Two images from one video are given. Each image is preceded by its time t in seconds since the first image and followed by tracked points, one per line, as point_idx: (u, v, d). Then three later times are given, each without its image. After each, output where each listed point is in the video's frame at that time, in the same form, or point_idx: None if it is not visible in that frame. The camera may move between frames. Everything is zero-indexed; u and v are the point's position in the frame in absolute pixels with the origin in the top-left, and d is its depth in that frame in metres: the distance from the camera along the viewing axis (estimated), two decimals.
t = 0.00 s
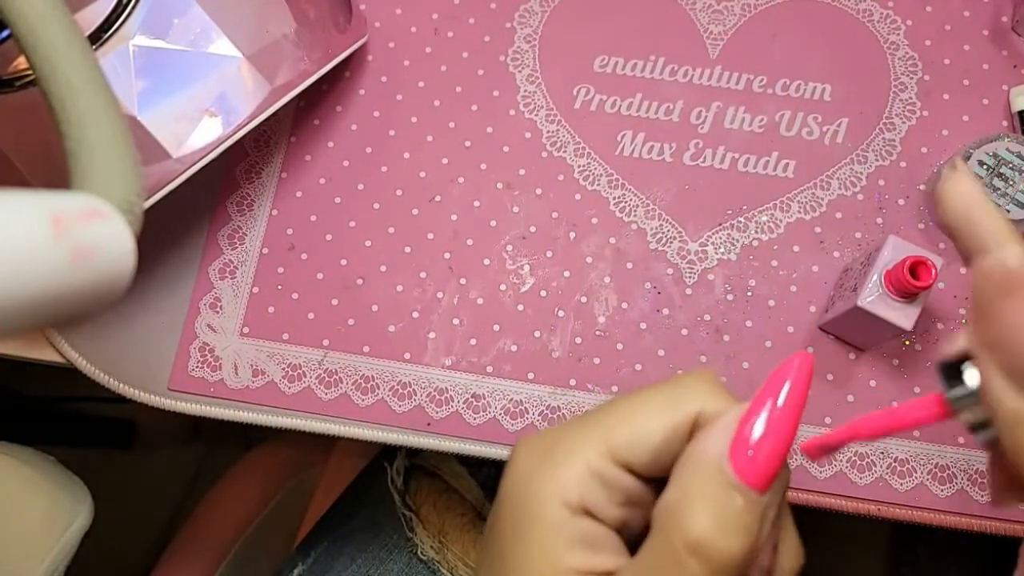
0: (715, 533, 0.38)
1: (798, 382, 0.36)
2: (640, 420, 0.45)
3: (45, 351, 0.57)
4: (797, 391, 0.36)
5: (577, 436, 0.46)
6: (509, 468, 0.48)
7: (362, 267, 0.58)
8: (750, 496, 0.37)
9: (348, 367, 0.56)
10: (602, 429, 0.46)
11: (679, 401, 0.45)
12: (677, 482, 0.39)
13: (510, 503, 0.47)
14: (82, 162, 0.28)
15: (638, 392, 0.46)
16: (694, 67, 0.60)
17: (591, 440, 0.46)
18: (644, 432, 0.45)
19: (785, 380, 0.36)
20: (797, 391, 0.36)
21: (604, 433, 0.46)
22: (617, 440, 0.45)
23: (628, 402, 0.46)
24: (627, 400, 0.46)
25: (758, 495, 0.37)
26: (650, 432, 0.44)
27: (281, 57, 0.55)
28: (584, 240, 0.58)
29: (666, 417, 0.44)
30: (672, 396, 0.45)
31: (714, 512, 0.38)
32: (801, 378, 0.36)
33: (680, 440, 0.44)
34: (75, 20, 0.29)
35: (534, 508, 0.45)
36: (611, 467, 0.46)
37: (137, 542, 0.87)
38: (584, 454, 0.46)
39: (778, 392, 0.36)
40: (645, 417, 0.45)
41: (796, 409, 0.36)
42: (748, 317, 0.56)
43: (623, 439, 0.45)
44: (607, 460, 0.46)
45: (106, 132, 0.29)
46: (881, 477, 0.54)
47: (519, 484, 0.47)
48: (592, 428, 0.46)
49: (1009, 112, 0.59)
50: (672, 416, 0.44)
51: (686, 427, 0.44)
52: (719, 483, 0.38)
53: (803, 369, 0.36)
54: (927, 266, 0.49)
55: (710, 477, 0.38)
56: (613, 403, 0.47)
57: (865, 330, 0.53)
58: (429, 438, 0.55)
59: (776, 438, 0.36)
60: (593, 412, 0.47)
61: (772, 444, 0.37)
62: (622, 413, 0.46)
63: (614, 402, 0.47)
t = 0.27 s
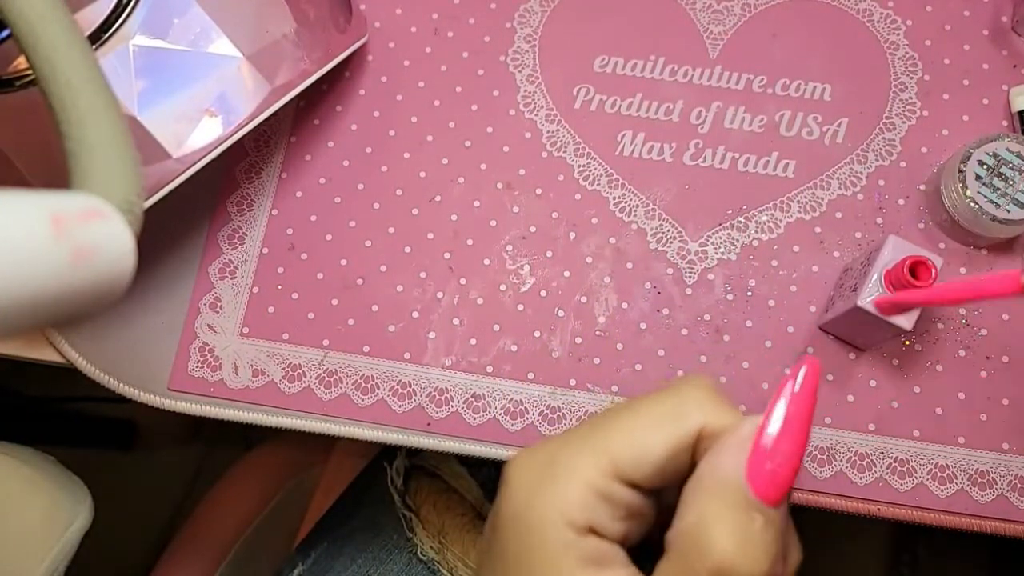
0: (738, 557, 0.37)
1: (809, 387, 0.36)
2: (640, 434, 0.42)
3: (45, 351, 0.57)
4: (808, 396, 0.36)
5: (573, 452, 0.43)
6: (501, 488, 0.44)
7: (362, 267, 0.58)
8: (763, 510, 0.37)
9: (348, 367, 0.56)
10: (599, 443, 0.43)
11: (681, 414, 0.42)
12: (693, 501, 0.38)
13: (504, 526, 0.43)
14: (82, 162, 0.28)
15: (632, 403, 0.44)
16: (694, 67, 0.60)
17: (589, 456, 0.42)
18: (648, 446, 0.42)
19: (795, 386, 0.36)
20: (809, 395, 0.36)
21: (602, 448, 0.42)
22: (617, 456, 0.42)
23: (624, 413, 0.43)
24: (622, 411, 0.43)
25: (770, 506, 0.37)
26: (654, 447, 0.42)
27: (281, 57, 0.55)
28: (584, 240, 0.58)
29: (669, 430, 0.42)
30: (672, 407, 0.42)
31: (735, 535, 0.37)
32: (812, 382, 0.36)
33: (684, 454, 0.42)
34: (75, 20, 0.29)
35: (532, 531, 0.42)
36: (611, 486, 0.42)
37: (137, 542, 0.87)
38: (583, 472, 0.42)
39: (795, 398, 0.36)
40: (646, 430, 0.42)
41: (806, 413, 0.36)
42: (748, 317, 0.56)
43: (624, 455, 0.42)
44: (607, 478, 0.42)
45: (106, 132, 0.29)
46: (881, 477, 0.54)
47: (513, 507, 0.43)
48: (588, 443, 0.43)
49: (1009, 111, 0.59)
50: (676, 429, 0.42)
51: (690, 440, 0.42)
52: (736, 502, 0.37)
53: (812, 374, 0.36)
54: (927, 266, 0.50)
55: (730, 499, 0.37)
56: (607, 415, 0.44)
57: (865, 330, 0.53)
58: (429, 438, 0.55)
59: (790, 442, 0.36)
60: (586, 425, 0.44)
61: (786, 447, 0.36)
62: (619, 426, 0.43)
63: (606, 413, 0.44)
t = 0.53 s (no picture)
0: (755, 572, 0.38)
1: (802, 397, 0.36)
2: (639, 456, 0.42)
3: (45, 351, 0.57)
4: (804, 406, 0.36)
5: (571, 480, 0.42)
6: (500, 521, 0.43)
7: (362, 267, 0.58)
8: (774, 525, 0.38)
9: (348, 366, 0.56)
10: (598, 469, 0.42)
11: (678, 431, 0.42)
12: (705, 520, 0.39)
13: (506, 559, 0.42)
14: (82, 162, 0.28)
15: (625, 422, 0.43)
16: (694, 67, 0.60)
17: (589, 483, 0.42)
18: (650, 471, 0.41)
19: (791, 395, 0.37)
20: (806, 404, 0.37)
21: (602, 473, 0.42)
22: (618, 480, 0.41)
23: (618, 433, 0.43)
24: (616, 432, 0.43)
25: (783, 518, 0.38)
26: (655, 468, 0.41)
27: (281, 56, 0.55)
28: (584, 240, 0.58)
29: (669, 450, 0.41)
30: (669, 426, 0.42)
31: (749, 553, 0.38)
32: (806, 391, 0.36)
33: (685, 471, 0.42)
34: (75, 20, 0.29)
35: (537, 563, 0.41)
36: (614, 510, 0.42)
37: (137, 542, 0.87)
38: (585, 500, 0.41)
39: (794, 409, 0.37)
40: (645, 451, 0.42)
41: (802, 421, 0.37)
42: (748, 317, 0.56)
43: (627, 479, 0.41)
44: (608, 504, 0.42)
45: (106, 132, 0.29)
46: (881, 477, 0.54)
47: (515, 539, 0.42)
48: (586, 468, 0.42)
49: (1009, 111, 0.59)
50: (675, 449, 0.41)
51: (690, 458, 0.42)
52: (748, 520, 0.38)
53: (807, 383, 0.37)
54: (927, 266, 0.49)
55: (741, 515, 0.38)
56: (601, 438, 0.43)
57: (865, 330, 0.53)
58: (429, 438, 0.55)
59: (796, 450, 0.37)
60: (580, 448, 0.43)
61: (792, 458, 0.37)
62: (616, 449, 0.42)
63: (600, 435, 0.43)
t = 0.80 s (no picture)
0: None
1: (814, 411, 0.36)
2: (654, 478, 0.40)
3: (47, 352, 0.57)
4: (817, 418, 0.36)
5: (584, 505, 0.41)
6: (511, 549, 0.42)
7: (362, 267, 0.58)
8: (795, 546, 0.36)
9: (349, 366, 0.56)
10: (611, 493, 0.40)
11: (692, 451, 0.40)
12: (724, 543, 0.38)
13: None
14: (82, 161, 0.28)
15: (636, 442, 0.42)
16: (694, 67, 0.60)
17: (603, 508, 0.40)
18: (665, 494, 0.40)
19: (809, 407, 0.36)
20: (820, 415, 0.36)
21: (615, 497, 0.40)
22: (633, 504, 0.40)
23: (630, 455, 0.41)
24: (629, 454, 0.41)
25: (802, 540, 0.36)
26: (670, 490, 0.40)
27: (281, 56, 0.55)
28: (584, 240, 0.58)
29: (684, 471, 0.40)
30: (682, 446, 0.41)
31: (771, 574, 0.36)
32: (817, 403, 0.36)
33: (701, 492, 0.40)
34: (75, 20, 0.29)
35: None
36: (630, 534, 0.40)
37: (137, 543, 0.87)
38: (601, 527, 0.40)
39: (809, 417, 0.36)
40: (659, 473, 0.40)
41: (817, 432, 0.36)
42: (748, 317, 0.56)
43: (641, 502, 0.40)
44: (624, 529, 0.40)
45: (107, 132, 0.29)
46: (881, 477, 0.54)
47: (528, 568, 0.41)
48: (598, 493, 0.41)
49: (1009, 112, 0.59)
50: (690, 470, 0.40)
51: (706, 479, 0.40)
52: (769, 542, 0.36)
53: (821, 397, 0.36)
54: (927, 265, 0.49)
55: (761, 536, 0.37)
56: (611, 460, 0.41)
57: (865, 330, 0.53)
58: (429, 438, 0.55)
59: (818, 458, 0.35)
60: (590, 471, 0.42)
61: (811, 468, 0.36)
62: (629, 471, 0.41)
63: (612, 458, 0.42)
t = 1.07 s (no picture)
0: None
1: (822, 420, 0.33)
2: (660, 487, 0.40)
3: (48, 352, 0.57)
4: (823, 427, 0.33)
5: (590, 515, 0.40)
6: (517, 558, 0.41)
7: (362, 267, 0.58)
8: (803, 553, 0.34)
9: (349, 366, 0.56)
10: (616, 502, 0.40)
11: (698, 459, 0.40)
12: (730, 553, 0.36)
13: None
14: (82, 161, 0.28)
15: (640, 450, 0.41)
16: (694, 67, 0.60)
17: (609, 518, 0.40)
18: (672, 503, 0.39)
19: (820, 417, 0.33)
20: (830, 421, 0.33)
21: (621, 506, 0.40)
22: (639, 513, 0.40)
23: (635, 463, 0.41)
24: (635, 461, 0.41)
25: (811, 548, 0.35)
26: (676, 499, 0.39)
27: (281, 56, 0.55)
28: (584, 240, 0.58)
29: (690, 481, 0.40)
30: (690, 455, 0.40)
31: None
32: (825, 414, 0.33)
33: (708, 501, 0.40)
34: (76, 20, 0.29)
35: None
36: (636, 543, 0.40)
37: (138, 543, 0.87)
38: (607, 536, 0.40)
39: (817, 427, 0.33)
40: (666, 482, 0.40)
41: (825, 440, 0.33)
42: (748, 317, 0.56)
43: (647, 511, 0.40)
44: (631, 538, 0.40)
45: (107, 132, 0.29)
46: (881, 477, 0.54)
47: None
48: (604, 503, 0.40)
49: (1009, 112, 0.59)
50: (697, 478, 0.40)
51: (713, 489, 0.40)
52: (778, 551, 0.35)
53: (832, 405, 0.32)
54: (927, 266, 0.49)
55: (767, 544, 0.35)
56: (617, 468, 0.41)
57: (865, 330, 0.53)
58: (429, 438, 0.55)
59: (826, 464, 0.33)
60: (595, 480, 0.41)
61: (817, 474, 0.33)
62: (635, 480, 0.40)
63: (618, 466, 0.41)
